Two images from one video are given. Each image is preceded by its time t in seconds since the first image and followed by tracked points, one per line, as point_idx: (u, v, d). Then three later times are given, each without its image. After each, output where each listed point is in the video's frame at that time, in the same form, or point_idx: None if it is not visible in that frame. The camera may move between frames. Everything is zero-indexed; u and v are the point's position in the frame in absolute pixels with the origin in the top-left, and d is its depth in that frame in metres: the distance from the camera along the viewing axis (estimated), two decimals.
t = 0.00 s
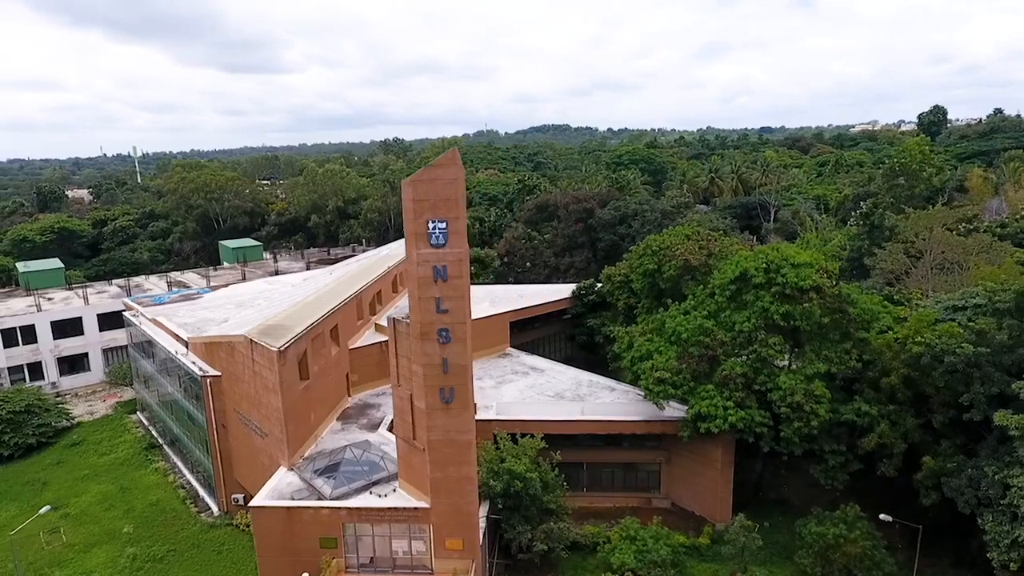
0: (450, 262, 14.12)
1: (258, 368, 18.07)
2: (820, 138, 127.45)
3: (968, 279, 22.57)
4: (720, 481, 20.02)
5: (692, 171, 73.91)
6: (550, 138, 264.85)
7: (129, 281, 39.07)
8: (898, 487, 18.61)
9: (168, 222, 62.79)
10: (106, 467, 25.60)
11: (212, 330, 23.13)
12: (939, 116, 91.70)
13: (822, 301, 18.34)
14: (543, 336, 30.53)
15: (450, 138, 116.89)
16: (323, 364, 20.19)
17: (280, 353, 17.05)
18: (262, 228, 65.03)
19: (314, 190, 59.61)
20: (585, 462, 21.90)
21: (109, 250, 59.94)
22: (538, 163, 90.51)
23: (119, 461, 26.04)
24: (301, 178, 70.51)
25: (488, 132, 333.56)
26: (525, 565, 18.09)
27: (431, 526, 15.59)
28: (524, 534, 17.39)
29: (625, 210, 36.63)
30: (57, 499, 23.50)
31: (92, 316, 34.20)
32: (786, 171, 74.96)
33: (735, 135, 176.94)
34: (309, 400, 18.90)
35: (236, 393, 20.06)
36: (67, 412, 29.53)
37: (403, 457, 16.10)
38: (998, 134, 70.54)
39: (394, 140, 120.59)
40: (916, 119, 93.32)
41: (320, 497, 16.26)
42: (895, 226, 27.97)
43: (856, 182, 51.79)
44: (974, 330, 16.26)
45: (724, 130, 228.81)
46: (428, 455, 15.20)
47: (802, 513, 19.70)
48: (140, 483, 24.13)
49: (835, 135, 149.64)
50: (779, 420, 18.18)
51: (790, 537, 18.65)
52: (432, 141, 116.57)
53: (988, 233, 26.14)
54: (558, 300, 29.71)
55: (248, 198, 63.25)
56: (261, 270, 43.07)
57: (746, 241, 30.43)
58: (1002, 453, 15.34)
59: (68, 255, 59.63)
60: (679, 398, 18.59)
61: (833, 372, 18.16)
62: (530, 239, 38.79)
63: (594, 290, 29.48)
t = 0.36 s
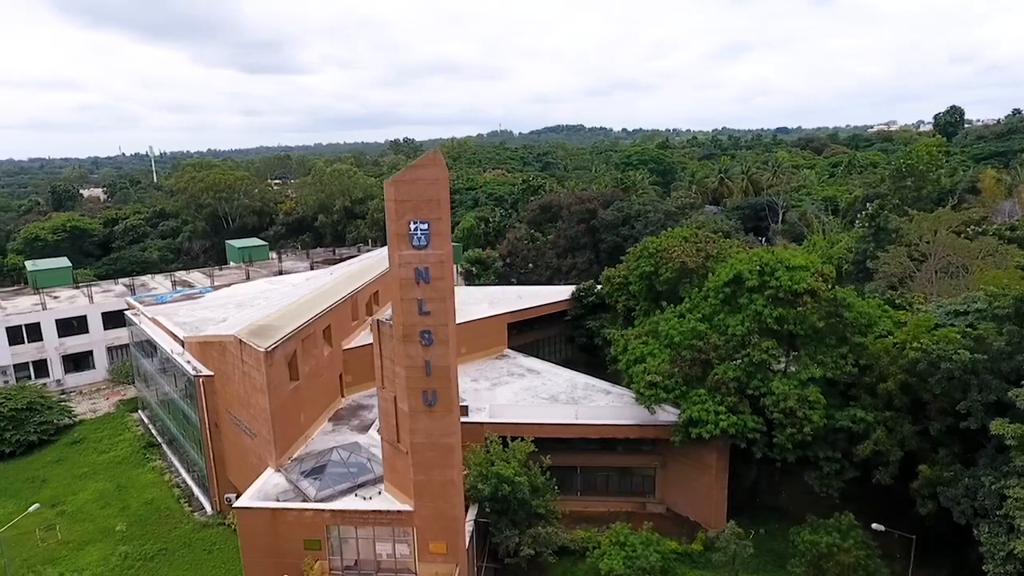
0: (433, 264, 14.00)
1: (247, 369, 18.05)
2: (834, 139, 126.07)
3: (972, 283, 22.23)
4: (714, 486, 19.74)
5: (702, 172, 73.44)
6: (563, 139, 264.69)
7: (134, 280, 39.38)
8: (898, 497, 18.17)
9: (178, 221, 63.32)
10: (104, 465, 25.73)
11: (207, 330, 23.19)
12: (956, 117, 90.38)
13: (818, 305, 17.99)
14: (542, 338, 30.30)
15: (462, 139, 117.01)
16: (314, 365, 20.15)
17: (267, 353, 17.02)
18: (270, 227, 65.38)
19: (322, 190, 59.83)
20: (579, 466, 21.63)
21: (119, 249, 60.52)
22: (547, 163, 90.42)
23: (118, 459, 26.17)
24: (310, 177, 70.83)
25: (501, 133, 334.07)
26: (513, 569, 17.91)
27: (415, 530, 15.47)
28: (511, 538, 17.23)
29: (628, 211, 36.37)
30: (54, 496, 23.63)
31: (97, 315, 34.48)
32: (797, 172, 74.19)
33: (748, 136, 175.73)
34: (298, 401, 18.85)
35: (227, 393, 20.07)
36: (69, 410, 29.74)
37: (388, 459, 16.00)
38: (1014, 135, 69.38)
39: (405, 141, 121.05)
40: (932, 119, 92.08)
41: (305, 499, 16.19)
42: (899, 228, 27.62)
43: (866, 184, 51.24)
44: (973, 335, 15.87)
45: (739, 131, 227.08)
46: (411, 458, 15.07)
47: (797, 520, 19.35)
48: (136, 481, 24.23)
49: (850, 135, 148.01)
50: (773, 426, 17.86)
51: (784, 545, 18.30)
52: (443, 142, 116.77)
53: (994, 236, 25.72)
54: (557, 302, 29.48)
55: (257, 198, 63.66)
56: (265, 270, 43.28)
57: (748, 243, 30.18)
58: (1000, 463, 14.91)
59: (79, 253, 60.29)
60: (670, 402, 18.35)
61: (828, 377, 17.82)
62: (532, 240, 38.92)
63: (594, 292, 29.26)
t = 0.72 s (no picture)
0: (425, 265, 13.91)
1: (246, 368, 18.12)
2: (854, 139, 124.20)
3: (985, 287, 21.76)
4: (716, 492, 19.40)
5: (717, 173, 72.79)
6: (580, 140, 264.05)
7: (148, 279, 39.84)
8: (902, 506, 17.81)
9: (195, 220, 64.04)
10: (112, 462, 26.00)
11: (212, 329, 23.34)
12: (981, 117, 88.37)
13: (821, 309, 17.66)
14: (548, 339, 30.10)
15: (477, 139, 117.11)
16: (315, 365, 20.20)
17: (264, 353, 17.08)
18: (285, 227, 65.88)
19: (336, 190, 60.17)
20: (580, 469, 21.38)
21: (137, 248, 61.35)
22: (562, 164, 90.22)
23: (125, 455, 26.43)
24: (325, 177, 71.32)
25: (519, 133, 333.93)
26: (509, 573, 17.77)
27: (408, 532, 15.38)
28: (506, 542, 17.12)
29: (638, 212, 36.08)
30: (62, 492, 23.92)
31: (110, 313, 34.92)
32: (814, 174, 73.21)
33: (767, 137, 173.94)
34: (297, 401, 18.88)
35: (228, 392, 20.18)
36: (80, 406, 30.11)
37: (382, 461, 15.95)
38: None
39: (421, 141, 121.51)
40: (955, 120, 90.33)
41: (299, 499, 16.21)
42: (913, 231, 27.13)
43: (884, 185, 50.45)
44: (981, 342, 15.43)
45: (759, 131, 224.24)
46: (404, 460, 14.99)
47: (801, 528, 18.97)
48: (142, 478, 24.45)
49: (871, 136, 145.76)
50: (774, 432, 17.53)
51: (786, 553, 17.95)
52: (458, 142, 116.99)
53: (1010, 239, 25.15)
54: (563, 303, 29.26)
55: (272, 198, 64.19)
56: (277, 269, 43.58)
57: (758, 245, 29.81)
58: (1008, 474, 14.46)
59: (98, 251, 61.19)
60: (670, 407, 18.10)
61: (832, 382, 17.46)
62: (541, 241, 38.80)
63: (601, 293, 29.02)
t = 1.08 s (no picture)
0: (421, 265, 13.86)
1: (250, 367, 18.29)
2: (885, 139, 121.30)
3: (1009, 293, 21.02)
4: (724, 499, 19.01)
5: (742, 173, 71.83)
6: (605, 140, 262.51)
7: (169, 277, 40.56)
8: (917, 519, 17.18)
9: (220, 219, 65.12)
10: (128, 456, 26.48)
11: (222, 327, 23.62)
12: (1018, 116, 85.67)
13: (831, 313, 17.19)
14: (559, 341, 29.87)
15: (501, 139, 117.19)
16: (320, 364, 20.31)
17: (267, 352, 17.19)
18: (307, 226, 66.61)
19: (357, 189, 60.64)
20: (585, 473, 21.16)
21: (164, 246, 62.57)
22: (584, 165, 89.80)
23: (141, 450, 26.90)
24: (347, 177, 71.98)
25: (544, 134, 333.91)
26: None
27: (405, 533, 15.36)
28: (505, 546, 17.01)
29: (654, 213, 35.68)
30: (78, 484, 24.42)
31: (131, 310, 35.61)
32: (840, 174, 71.69)
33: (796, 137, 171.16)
34: (301, 399, 18.99)
35: (235, 390, 20.39)
36: (100, 401, 30.74)
37: (380, 461, 15.95)
38: None
39: (445, 142, 122.06)
40: (991, 119, 87.82)
41: (298, 498, 16.29)
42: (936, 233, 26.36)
43: (912, 186, 49.24)
44: (996, 350, 14.86)
45: (788, 131, 221.11)
46: (400, 461, 14.96)
47: (809, 538, 18.49)
48: (155, 473, 24.85)
49: (903, 136, 142.28)
50: (781, 439, 17.11)
51: (792, 564, 17.50)
52: (482, 142, 117.19)
53: None
54: (575, 304, 29.01)
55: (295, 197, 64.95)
56: (295, 268, 44.03)
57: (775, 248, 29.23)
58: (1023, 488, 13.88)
59: (126, 249, 62.57)
60: (674, 412, 17.77)
61: (842, 389, 16.99)
62: (557, 241, 38.53)
63: (613, 295, 28.72)
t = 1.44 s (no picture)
0: (421, 265, 13.87)
1: (260, 364, 18.49)
2: (923, 140, 118.03)
3: None
4: (734, 506, 18.57)
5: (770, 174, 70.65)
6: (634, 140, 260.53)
7: (195, 275, 41.39)
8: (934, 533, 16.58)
9: (247, 218, 66.26)
10: (148, 450, 27.03)
11: (239, 325, 23.97)
12: None
13: (844, 318, 16.71)
14: (574, 343, 29.67)
15: (527, 140, 117.15)
16: (330, 363, 20.46)
17: (275, 350, 17.37)
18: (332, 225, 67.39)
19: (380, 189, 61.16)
20: (595, 477, 20.89)
21: (193, 244, 63.90)
22: (609, 165, 89.27)
23: (161, 444, 27.44)
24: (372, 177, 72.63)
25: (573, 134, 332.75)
26: None
27: (405, 533, 15.37)
28: (508, 548, 16.90)
29: (674, 214, 35.24)
30: (99, 476, 24.99)
31: (157, 306, 36.42)
32: (873, 175, 69.85)
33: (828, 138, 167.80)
34: (309, 397, 19.14)
35: (247, 387, 20.65)
36: (125, 395, 31.48)
37: (383, 460, 15.99)
38: None
39: (471, 142, 122.51)
40: None
41: (302, 494, 16.41)
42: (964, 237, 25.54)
43: (945, 188, 47.88)
44: (1017, 358, 14.27)
45: (821, 132, 216.89)
46: (401, 460, 14.97)
47: (822, 548, 17.99)
48: (173, 466, 25.32)
49: (941, 137, 138.82)
50: (792, 446, 16.68)
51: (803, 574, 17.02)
52: (508, 143, 117.24)
53: None
54: (590, 306, 28.78)
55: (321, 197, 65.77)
56: (318, 267, 44.57)
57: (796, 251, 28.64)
58: None
59: (157, 247, 64.08)
60: (682, 416, 17.46)
61: (856, 396, 16.47)
62: (576, 242, 38.30)
63: (629, 296, 28.42)
